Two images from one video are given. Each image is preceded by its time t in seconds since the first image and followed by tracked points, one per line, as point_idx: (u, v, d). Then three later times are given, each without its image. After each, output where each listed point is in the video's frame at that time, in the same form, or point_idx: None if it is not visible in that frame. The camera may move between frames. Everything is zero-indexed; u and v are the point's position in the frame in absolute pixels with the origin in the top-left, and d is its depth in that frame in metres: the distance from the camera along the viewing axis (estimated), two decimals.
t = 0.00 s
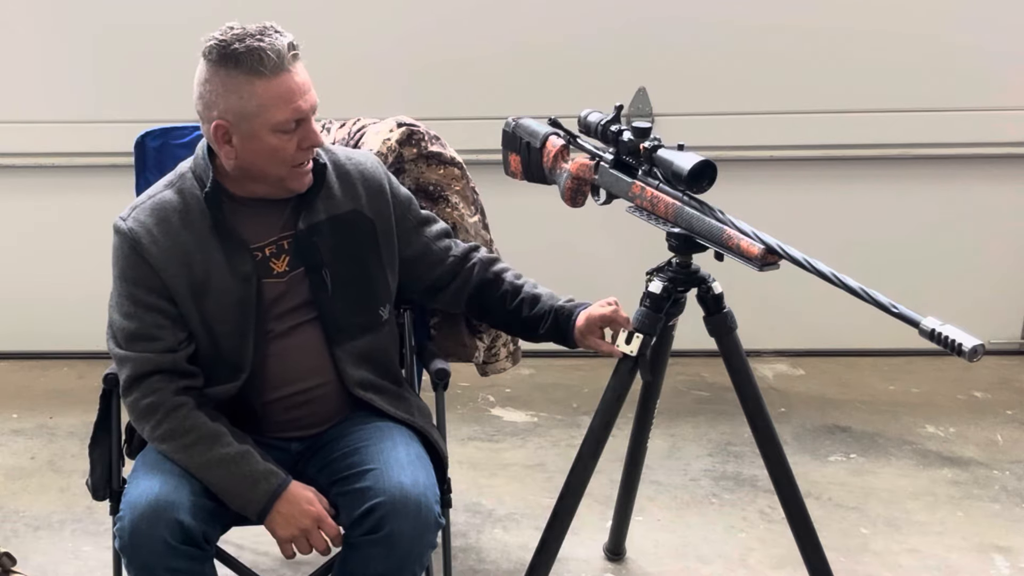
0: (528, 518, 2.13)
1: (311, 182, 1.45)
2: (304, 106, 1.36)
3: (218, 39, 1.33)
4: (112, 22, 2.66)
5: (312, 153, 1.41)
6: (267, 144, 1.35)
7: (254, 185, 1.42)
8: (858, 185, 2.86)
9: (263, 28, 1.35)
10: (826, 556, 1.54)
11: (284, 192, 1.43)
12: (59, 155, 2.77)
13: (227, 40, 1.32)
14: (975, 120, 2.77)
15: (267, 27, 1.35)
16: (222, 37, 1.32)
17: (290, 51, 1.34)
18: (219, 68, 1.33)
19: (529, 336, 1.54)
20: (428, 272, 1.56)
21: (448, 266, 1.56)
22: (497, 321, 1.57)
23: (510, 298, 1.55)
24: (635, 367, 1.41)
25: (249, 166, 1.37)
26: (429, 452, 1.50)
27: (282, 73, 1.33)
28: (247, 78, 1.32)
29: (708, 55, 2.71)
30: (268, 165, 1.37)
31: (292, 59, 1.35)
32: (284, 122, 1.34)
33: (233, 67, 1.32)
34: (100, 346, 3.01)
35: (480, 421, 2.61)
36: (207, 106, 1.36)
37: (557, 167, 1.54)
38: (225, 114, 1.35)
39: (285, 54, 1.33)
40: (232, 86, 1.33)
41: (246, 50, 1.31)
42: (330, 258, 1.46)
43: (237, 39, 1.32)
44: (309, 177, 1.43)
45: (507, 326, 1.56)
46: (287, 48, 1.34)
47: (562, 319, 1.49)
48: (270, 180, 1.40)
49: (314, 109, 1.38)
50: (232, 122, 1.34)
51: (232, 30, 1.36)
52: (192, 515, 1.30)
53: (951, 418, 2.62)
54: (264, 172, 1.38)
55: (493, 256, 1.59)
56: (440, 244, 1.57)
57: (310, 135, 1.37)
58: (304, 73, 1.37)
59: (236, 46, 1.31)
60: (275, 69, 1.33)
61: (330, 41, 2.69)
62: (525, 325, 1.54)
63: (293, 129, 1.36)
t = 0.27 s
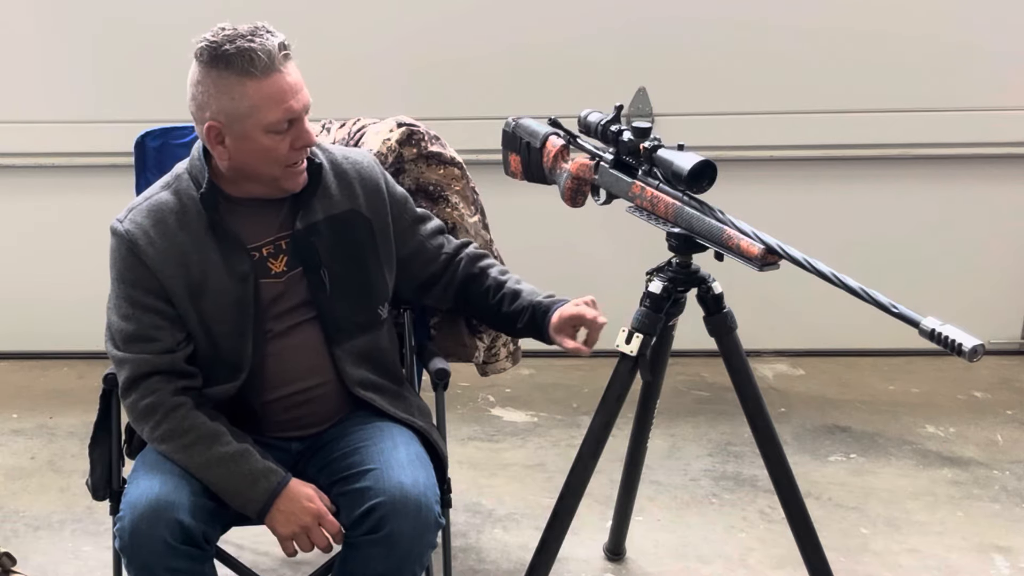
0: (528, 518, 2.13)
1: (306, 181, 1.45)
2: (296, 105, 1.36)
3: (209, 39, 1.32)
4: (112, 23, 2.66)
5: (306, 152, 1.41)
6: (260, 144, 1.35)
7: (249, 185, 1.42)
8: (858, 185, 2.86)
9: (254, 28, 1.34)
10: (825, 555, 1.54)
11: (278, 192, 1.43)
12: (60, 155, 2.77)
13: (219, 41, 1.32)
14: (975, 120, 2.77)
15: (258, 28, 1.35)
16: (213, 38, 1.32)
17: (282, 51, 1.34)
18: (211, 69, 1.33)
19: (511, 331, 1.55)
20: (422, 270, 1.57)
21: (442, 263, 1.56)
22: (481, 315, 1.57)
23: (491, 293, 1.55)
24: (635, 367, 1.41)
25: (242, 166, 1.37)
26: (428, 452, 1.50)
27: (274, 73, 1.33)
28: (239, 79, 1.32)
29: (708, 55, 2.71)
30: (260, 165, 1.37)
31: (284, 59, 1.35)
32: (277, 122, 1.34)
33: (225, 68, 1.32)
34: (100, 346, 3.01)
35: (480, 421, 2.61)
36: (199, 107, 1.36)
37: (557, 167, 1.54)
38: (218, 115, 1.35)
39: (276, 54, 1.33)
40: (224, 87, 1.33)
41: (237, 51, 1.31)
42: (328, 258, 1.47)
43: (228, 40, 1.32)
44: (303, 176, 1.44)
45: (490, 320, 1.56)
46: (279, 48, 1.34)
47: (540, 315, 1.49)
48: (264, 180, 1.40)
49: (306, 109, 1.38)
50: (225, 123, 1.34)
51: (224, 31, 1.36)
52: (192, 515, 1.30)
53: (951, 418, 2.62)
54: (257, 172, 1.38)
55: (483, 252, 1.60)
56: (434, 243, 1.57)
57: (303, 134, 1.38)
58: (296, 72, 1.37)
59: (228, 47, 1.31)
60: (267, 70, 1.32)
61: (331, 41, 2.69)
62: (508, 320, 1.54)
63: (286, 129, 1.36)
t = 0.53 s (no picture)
0: (528, 518, 2.13)
1: (303, 189, 1.44)
2: (293, 117, 1.34)
3: (215, 42, 1.32)
4: (112, 23, 2.66)
5: (303, 163, 1.40)
6: (253, 151, 1.35)
7: (245, 188, 1.42)
8: (858, 185, 2.86)
9: (262, 35, 1.34)
10: (825, 556, 1.54)
11: (275, 197, 1.43)
12: (59, 155, 2.77)
13: (224, 45, 1.32)
14: (975, 120, 2.77)
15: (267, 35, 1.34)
16: (219, 41, 1.32)
17: (285, 62, 1.33)
18: (213, 72, 1.33)
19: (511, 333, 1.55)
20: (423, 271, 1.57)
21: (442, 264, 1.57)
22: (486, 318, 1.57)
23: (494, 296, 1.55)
24: (635, 367, 1.41)
25: (236, 169, 1.38)
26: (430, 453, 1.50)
27: (273, 83, 1.32)
28: (238, 84, 1.32)
29: (708, 54, 2.71)
30: (253, 170, 1.37)
31: (287, 70, 1.34)
32: (271, 131, 1.33)
33: (225, 73, 1.32)
34: (100, 346, 3.01)
35: (480, 421, 2.61)
36: (199, 107, 1.37)
37: (557, 167, 1.54)
38: (216, 117, 1.35)
39: (277, 64, 1.32)
40: (223, 91, 1.33)
41: (238, 57, 1.30)
42: (328, 261, 1.47)
43: (233, 45, 1.32)
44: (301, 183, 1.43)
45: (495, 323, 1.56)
46: (281, 58, 1.32)
47: (543, 318, 1.48)
48: (258, 185, 1.40)
49: (305, 120, 1.36)
50: (222, 125, 1.35)
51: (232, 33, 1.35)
52: (192, 514, 1.30)
53: (951, 418, 2.62)
54: (251, 177, 1.38)
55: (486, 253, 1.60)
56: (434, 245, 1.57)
57: (298, 145, 1.36)
58: (299, 83, 1.35)
59: (230, 52, 1.31)
60: (265, 79, 1.31)
61: (330, 41, 2.69)
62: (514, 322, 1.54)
63: (282, 139, 1.35)
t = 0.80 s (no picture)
0: (528, 518, 2.13)
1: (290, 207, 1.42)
2: (279, 141, 1.30)
3: (231, 46, 1.31)
4: (112, 23, 2.66)
5: (288, 186, 1.36)
6: (237, 162, 1.33)
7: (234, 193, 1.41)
8: (859, 185, 2.86)
9: (278, 53, 1.31)
10: (825, 556, 1.54)
11: (262, 208, 1.41)
12: (59, 155, 2.77)
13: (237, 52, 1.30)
14: (975, 120, 2.77)
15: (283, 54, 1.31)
16: (233, 47, 1.30)
17: (285, 86, 1.28)
18: (219, 75, 1.31)
19: (521, 328, 1.55)
20: (428, 274, 1.57)
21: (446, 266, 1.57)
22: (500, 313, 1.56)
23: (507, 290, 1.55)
24: (635, 367, 1.41)
25: (223, 174, 1.37)
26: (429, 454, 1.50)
27: (265, 104, 1.28)
28: (235, 94, 1.29)
29: (708, 54, 2.71)
30: (235, 179, 1.36)
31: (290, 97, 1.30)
32: (256, 149, 1.31)
33: (227, 79, 1.30)
34: (100, 346, 3.01)
35: (480, 421, 2.61)
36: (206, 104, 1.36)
37: (557, 167, 1.54)
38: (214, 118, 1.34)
39: (276, 86, 1.28)
40: (222, 96, 1.31)
41: (242, 69, 1.28)
42: (332, 267, 1.47)
43: (244, 55, 1.29)
44: (288, 200, 1.40)
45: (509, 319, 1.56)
46: (283, 81, 1.28)
47: (555, 312, 1.49)
48: (242, 193, 1.38)
49: (296, 147, 1.33)
50: (216, 128, 1.33)
51: (254, 40, 1.33)
52: (192, 514, 1.31)
53: (951, 418, 2.62)
54: (236, 185, 1.37)
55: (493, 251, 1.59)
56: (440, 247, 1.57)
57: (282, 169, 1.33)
58: (298, 109, 1.30)
59: (237, 62, 1.29)
60: (259, 98, 1.28)
61: (330, 41, 2.69)
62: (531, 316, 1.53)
63: (266, 159, 1.32)
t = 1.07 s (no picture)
0: (529, 518, 2.13)
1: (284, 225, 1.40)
2: (266, 159, 1.28)
3: (244, 59, 1.30)
4: (112, 23, 2.66)
5: (279, 206, 1.34)
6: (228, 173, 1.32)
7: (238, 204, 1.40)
8: (858, 185, 2.86)
9: (287, 73, 1.29)
10: (825, 555, 1.54)
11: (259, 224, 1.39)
12: (59, 155, 2.77)
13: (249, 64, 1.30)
14: (975, 120, 2.77)
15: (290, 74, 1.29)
16: (246, 58, 1.30)
17: (279, 106, 1.25)
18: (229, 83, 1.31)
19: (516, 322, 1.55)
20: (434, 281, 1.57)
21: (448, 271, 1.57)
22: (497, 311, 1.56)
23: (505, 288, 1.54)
24: (635, 367, 1.41)
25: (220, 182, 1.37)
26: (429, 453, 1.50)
27: (257, 121, 1.26)
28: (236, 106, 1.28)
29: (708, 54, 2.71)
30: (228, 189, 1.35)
31: (289, 116, 1.27)
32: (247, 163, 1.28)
33: (234, 91, 1.29)
34: (100, 346, 3.01)
35: (480, 421, 2.61)
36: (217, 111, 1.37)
37: (557, 167, 1.54)
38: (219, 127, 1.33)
39: (271, 104, 1.26)
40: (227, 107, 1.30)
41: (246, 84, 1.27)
42: (342, 278, 1.46)
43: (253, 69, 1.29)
44: (280, 219, 1.38)
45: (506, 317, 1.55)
46: (278, 101, 1.25)
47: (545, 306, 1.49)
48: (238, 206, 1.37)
49: (288, 167, 1.30)
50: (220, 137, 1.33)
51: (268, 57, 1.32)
52: (190, 514, 1.30)
53: (951, 418, 2.62)
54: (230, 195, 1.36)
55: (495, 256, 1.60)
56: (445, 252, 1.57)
57: (272, 187, 1.30)
58: (291, 133, 1.27)
59: (245, 75, 1.28)
60: (253, 113, 1.26)
61: (330, 41, 2.69)
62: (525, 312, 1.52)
63: (258, 175, 1.30)
